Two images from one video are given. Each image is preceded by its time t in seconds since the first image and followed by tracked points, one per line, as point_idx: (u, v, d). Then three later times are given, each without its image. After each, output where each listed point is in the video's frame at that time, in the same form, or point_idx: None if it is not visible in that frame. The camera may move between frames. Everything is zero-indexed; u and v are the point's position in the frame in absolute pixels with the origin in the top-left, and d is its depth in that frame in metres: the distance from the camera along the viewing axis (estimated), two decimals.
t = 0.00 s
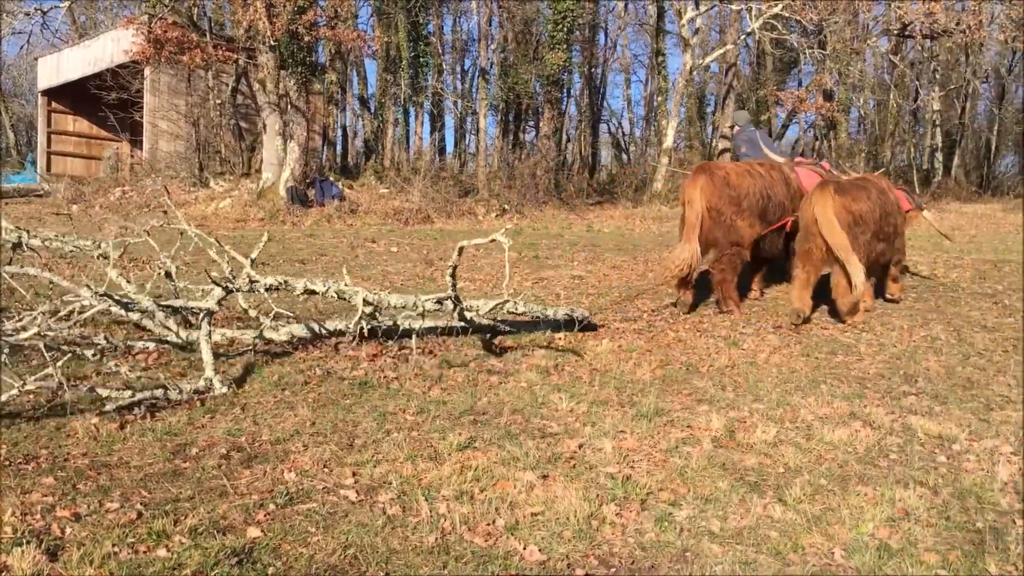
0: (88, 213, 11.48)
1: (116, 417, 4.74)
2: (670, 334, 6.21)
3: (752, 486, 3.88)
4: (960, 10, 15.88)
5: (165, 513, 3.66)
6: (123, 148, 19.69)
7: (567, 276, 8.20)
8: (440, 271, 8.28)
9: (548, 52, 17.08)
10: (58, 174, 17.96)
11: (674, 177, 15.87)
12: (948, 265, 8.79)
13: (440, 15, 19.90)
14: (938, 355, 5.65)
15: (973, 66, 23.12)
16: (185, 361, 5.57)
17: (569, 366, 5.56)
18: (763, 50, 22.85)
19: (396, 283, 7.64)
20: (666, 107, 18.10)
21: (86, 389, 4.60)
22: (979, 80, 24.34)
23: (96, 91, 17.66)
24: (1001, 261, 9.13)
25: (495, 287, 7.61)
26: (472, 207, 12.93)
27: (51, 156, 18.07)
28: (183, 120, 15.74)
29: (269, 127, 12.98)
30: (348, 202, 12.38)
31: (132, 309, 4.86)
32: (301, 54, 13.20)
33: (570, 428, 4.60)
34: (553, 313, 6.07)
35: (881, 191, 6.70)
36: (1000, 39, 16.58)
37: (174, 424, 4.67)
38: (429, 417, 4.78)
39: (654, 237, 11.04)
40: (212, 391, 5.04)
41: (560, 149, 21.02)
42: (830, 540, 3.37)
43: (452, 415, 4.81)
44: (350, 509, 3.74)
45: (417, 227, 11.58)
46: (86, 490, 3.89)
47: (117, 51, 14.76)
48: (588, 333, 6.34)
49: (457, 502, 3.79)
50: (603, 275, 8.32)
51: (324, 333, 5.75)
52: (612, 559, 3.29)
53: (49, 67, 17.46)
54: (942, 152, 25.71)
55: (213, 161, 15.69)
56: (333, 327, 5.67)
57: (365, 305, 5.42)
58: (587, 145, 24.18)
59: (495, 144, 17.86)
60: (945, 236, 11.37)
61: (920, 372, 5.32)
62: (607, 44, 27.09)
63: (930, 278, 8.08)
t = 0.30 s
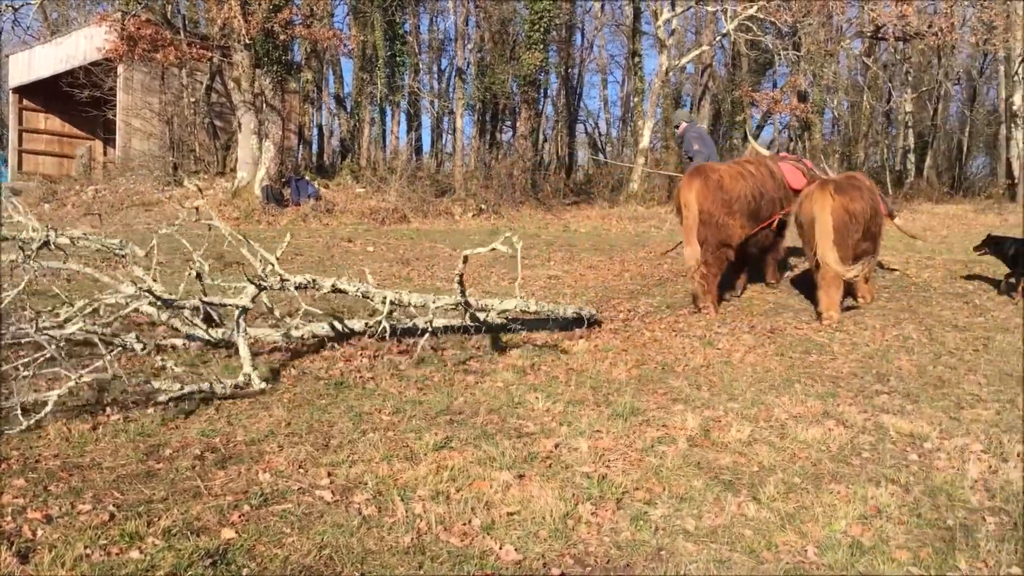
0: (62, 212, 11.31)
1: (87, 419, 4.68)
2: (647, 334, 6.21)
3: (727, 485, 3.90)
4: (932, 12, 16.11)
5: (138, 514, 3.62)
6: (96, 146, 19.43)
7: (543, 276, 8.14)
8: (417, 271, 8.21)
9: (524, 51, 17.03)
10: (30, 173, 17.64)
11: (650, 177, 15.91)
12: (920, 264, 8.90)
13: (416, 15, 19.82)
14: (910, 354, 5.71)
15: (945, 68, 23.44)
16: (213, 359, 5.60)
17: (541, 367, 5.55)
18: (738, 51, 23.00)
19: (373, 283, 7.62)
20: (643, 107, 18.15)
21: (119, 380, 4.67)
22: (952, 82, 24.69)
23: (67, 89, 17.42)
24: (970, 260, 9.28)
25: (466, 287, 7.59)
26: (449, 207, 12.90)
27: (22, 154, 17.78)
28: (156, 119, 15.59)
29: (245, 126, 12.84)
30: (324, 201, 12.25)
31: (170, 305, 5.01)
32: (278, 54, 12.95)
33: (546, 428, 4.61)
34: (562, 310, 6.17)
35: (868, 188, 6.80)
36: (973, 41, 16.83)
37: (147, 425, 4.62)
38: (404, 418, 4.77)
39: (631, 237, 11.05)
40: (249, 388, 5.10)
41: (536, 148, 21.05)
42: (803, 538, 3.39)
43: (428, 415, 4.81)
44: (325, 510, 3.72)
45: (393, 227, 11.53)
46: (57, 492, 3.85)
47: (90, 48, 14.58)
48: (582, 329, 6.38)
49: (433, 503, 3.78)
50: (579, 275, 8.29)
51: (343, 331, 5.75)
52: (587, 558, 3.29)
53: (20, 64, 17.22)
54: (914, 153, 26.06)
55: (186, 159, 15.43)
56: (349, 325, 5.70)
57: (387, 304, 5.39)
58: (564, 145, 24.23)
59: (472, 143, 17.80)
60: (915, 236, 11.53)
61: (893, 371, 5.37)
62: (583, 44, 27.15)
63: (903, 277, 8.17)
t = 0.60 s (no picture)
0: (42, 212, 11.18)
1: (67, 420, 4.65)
2: (631, 335, 6.22)
3: (709, 486, 3.91)
4: (913, 16, 16.25)
5: (119, 516, 3.60)
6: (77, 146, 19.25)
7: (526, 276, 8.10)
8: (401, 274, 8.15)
9: (508, 52, 16.99)
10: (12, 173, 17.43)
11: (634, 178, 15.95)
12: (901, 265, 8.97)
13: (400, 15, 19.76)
14: (891, 355, 5.75)
15: (926, 71, 23.63)
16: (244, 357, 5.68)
17: (521, 369, 5.55)
18: (722, 54, 23.09)
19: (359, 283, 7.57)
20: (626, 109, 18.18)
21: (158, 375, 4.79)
22: (934, 85, 24.91)
23: (49, 88, 17.25)
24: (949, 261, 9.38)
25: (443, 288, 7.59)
26: (433, 208, 12.88)
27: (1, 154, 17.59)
28: (138, 119, 15.49)
29: (228, 126, 12.81)
30: (308, 202, 12.19)
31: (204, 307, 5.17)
32: (261, 54, 12.44)
33: (530, 429, 4.62)
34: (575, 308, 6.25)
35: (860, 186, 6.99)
36: (955, 45, 17.00)
37: (128, 427, 4.59)
38: (388, 419, 4.76)
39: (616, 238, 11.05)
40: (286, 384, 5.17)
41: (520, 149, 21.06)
42: (785, 538, 3.41)
43: (412, 416, 4.80)
44: (308, 512, 3.70)
45: (376, 227, 11.49)
46: (38, 494, 3.81)
47: (71, 48, 14.45)
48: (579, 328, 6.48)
49: (416, 504, 3.77)
50: (562, 275, 8.25)
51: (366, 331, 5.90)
52: (571, 559, 3.30)
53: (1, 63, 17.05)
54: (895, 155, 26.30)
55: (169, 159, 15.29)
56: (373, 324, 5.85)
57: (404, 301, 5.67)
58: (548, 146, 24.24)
59: (456, 144, 17.76)
60: (895, 237, 11.64)
61: (874, 372, 5.41)
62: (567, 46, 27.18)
63: (883, 278, 8.24)
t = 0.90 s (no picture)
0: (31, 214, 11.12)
1: (57, 424, 4.63)
2: (622, 337, 6.23)
3: (700, 488, 3.92)
4: (903, 19, 16.34)
5: (109, 520, 3.58)
6: (67, 148, 19.16)
7: (517, 279, 8.08)
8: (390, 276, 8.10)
9: (499, 55, 16.99)
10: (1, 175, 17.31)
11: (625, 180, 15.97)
12: (891, 267, 8.99)
13: (392, 18, 19.75)
14: (881, 357, 5.78)
15: (915, 74, 23.76)
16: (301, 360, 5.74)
17: (510, 372, 5.54)
18: (713, 57, 23.16)
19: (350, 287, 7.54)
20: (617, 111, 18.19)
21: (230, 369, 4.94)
22: (923, 88, 25.07)
23: (38, 90, 17.17)
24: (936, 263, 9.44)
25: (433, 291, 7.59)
26: (423, 211, 12.87)
27: None
28: (129, 121, 15.44)
29: (218, 128, 12.78)
30: (300, 204, 12.15)
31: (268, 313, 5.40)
32: (252, 56, 12.43)
33: (521, 431, 4.62)
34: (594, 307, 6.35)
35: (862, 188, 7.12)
36: (944, 48, 17.12)
37: (117, 430, 4.58)
38: (379, 422, 4.76)
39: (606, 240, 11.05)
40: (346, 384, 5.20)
41: (512, 152, 21.08)
42: (776, 539, 3.42)
43: (403, 419, 4.80)
44: (299, 515, 3.69)
45: (367, 230, 11.47)
46: (27, 497, 3.80)
47: (61, 50, 14.40)
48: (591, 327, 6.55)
49: (407, 506, 3.77)
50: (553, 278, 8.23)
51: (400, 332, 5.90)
52: (562, 561, 3.30)
53: None
54: (886, 158, 26.41)
55: (159, 161, 15.22)
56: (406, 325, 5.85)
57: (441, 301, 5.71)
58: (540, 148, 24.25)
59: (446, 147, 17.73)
60: (884, 239, 11.71)
61: (863, 374, 5.44)
62: (559, 48, 27.23)
63: (873, 279, 8.29)
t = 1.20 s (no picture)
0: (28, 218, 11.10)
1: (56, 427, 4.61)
2: (620, 341, 6.21)
3: (698, 491, 3.91)
4: (900, 22, 16.37)
5: (105, 524, 3.57)
6: (64, 152, 19.13)
7: (515, 282, 8.06)
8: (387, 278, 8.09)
9: (496, 58, 16.97)
10: None
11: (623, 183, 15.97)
12: (889, 270, 8.99)
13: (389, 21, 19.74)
14: (878, 360, 5.78)
15: (912, 77, 23.79)
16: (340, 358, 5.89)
17: (507, 375, 5.53)
18: (710, 60, 23.19)
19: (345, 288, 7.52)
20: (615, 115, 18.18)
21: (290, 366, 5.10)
22: (919, 90, 25.12)
23: (35, 94, 17.15)
24: (933, 266, 9.46)
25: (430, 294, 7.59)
26: (421, 214, 12.86)
27: None
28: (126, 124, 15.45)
29: (216, 132, 12.79)
30: (297, 207, 12.14)
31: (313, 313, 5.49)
32: (250, 59, 12.37)
33: (519, 435, 4.62)
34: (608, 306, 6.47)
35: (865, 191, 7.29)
36: (941, 51, 17.17)
37: (115, 434, 4.56)
38: (377, 425, 4.75)
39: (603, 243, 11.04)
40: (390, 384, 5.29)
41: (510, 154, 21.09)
42: (773, 542, 3.42)
43: (400, 423, 4.79)
44: (296, 519, 3.69)
45: (364, 234, 11.46)
46: (23, 502, 3.78)
47: (58, 53, 14.38)
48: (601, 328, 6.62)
49: (405, 510, 3.76)
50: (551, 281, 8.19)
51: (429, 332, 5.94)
52: (560, 565, 3.29)
53: None
54: (883, 161, 26.44)
55: (156, 165, 15.18)
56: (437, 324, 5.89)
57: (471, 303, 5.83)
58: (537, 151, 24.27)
59: (443, 150, 17.70)
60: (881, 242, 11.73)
61: (860, 377, 5.44)
62: (556, 51, 27.25)
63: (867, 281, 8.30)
